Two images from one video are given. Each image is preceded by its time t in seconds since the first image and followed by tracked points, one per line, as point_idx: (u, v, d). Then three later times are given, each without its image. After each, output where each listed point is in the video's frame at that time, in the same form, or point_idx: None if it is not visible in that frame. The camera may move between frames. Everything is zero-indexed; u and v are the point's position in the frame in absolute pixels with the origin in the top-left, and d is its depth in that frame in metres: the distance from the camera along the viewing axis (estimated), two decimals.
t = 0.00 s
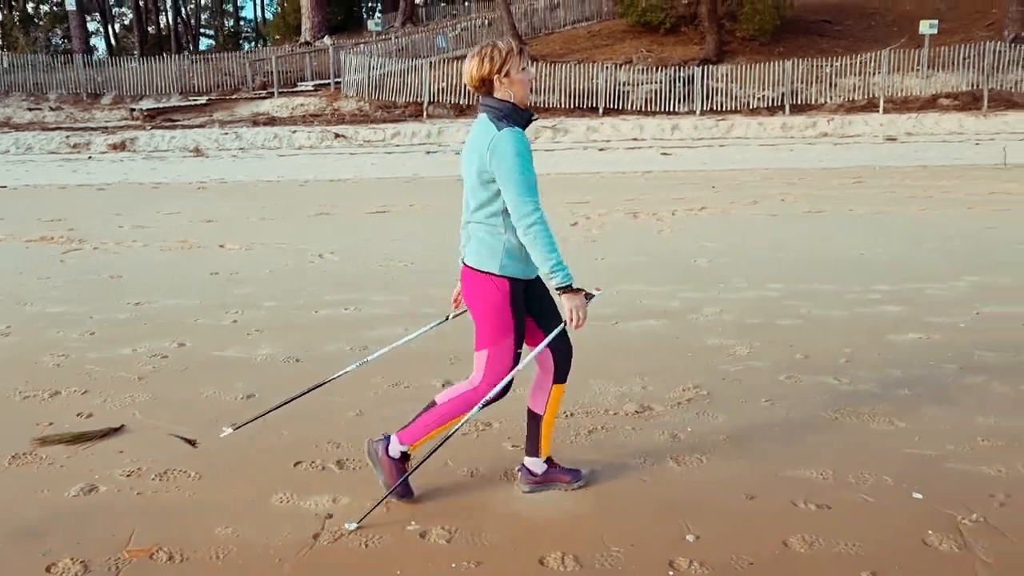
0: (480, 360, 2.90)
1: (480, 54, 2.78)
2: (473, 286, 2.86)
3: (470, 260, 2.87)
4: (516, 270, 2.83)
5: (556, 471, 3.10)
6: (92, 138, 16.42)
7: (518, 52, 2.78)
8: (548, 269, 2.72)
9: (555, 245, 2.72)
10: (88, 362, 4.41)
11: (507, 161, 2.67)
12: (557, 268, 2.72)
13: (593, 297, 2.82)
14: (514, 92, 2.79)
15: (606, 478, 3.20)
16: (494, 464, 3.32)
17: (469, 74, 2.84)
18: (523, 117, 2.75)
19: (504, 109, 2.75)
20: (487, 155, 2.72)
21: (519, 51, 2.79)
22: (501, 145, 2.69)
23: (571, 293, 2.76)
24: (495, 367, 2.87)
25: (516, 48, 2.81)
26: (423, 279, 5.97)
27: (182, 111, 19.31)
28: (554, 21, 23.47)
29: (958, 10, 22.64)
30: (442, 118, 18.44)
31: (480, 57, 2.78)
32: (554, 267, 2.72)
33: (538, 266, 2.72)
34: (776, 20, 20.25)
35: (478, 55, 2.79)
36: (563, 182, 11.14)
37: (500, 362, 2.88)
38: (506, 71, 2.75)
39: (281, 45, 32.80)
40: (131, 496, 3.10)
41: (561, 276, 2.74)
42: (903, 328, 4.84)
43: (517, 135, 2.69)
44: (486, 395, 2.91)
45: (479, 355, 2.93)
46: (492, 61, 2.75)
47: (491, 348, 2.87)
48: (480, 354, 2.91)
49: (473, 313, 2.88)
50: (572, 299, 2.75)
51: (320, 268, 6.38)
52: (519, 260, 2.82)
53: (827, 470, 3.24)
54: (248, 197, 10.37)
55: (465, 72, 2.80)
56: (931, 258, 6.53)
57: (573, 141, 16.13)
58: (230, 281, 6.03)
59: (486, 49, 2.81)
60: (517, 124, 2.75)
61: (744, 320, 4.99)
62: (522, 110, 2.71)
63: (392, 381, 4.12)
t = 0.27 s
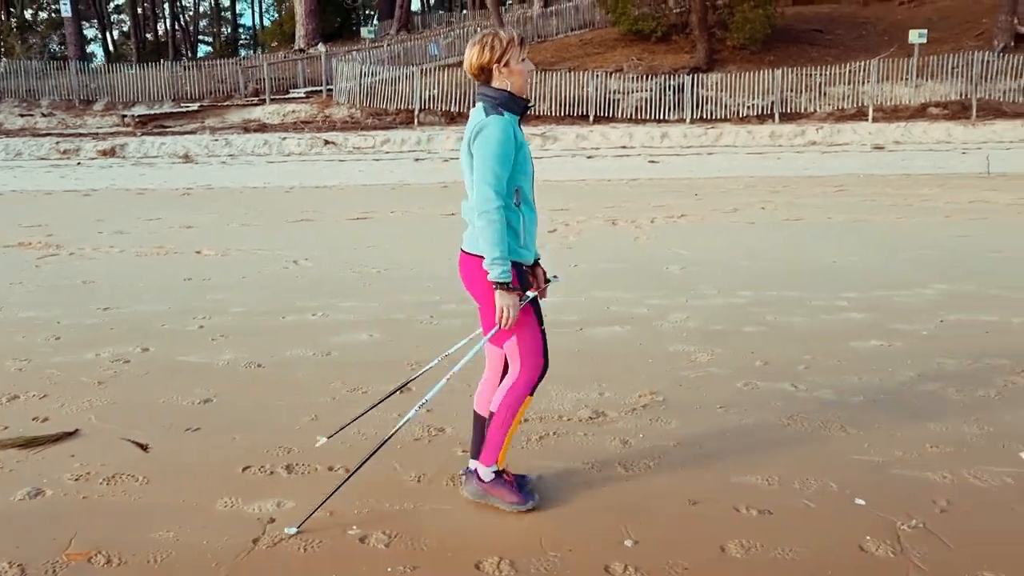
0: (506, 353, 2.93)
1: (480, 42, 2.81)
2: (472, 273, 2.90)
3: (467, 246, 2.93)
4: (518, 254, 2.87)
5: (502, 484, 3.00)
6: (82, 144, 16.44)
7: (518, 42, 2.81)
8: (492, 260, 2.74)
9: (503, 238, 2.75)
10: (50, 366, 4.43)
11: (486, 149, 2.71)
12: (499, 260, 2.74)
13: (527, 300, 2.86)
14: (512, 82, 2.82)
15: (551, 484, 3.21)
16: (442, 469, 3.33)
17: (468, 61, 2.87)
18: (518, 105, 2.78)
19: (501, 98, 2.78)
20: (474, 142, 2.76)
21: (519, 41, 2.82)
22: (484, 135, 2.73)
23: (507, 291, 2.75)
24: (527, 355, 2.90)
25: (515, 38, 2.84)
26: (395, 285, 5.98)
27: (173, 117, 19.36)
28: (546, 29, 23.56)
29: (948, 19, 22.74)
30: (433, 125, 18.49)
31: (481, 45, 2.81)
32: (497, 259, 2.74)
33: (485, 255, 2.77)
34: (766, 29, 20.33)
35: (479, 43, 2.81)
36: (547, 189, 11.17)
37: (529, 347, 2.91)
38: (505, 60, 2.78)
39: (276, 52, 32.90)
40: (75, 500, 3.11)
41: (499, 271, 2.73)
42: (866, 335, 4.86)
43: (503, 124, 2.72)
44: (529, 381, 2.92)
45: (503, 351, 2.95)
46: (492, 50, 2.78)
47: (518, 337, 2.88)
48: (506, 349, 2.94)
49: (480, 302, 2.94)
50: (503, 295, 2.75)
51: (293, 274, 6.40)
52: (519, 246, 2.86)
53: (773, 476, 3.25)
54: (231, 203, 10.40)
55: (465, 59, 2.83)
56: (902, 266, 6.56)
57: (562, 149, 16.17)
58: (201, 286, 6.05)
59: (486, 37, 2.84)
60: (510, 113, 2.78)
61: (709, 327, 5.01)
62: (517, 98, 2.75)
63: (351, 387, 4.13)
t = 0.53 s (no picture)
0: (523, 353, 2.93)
1: (484, 49, 2.84)
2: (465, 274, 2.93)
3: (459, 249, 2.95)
4: (518, 257, 2.91)
5: (591, 479, 3.02)
6: (76, 142, 16.45)
7: (521, 49, 2.85)
8: (457, 256, 2.76)
9: (474, 240, 2.76)
10: (24, 365, 4.44)
11: (480, 149, 2.74)
12: (464, 260, 2.75)
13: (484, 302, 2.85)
14: (515, 89, 2.86)
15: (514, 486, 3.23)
16: (405, 470, 3.35)
17: (472, 67, 2.90)
18: (520, 111, 2.82)
19: (503, 103, 2.82)
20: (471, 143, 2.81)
21: (523, 48, 2.86)
22: (480, 139, 2.76)
23: (464, 290, 2.75)
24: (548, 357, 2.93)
25: (519, 45, 2.88)
26: (375, 285, 6.00)
27: (168, 115, 19.37)
28: (541, 29, 23.58)
29: (944, 20, 22.74)
30: (427, 124, 18.51)
31: (485, 52, 2.84)
32: (462, 257, 2.75)
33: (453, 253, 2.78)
34: (761, 29, 20.33)
35: (483, 49, 2.85)
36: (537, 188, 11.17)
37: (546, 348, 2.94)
38: (508, 67, 2.82)
39: (273, 51, 32.91)
40: (37, 500, 3.12)
41: (461, 269, 2.74)
42: (841, 336, 4.87)
43: (501, 127, 2.77)
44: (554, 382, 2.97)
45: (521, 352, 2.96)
46: (495, 57, 2.81)
47: (531, 336, 2.91)
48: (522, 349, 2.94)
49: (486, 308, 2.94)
50: (460, 295, 2.75)
51: (276, 273, 6.41)
52: (517, 248, 2.90)
53: (734, 478, 3.27)
54: (221, 202, 10.41)
55: (468, 66, 2.86)
56: (883, 267, 6.57)
57: (556, 148, 16.17)
58: (182, 285, 6.06)
59: (490, 44, 2.88)
60: (511, 119, 2.81)
61: (685, 328, 5.01)
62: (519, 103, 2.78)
63: (322, 387, 4.14)
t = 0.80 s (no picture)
0: (546, 366, 2.91)
1: (493, 66, 2.83)
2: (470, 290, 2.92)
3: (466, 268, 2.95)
4: (526, 275, 2.88)
5: (643, 469, 3.01)
6: (71, 141, 16.45)
7: (530, 67, 2.84)
8: (444, 268, 2.77)
9: (464, 253, 2.76)
10: None
11: (483, 167, 2.75)
12: (449, 269, 2.76)
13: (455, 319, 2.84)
14: (524, 106, 2.85)
15: (481, 490, 3.22)
16: (372, 473, 3.35)
17: (481, 84, 2.88)
18: (529, 129, 2.81)
19: (511, 120, 2.81)
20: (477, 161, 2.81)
21: (531, 65, 2.84)
22: (485, 158, 2.77)
23: (444, 301, 2.76)
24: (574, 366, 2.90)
25: (528, 62, 2.86)
26: (357, 287, 5.99)
27: (163, 115, 19.36)
28: (538, 29, 23.57)
29: (941, 20, 22.72)
30: (422, 124, 18.50)
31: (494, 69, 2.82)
32: (447, 269, 2.75)
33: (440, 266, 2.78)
34: (757, 29, 20.32)
35: (491, 66, 2.83)
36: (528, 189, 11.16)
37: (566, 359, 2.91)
38: (517, 85, 2.81)
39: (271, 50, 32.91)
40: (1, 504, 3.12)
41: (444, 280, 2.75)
42: (819, 339, 4.86)
43: (507, 146, 2.76)
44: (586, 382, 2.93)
45: (543, 367, 2.94)
46: (505, 74, 2.80)
47: (551, 349, 2.89)
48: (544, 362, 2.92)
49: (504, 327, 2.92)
50: (436, 305, 2.74)
51: (259, 274, 6.41)
52: (523, 266, 2.87)
53: (700, 483, 3.26)
54: (212, 202, 10.41)
55: (477, 83, 2.85)
56: (867, 268, 6.56)
57: (550, 149, 16.15)
58: (164, 286, 6.05)
59: (499, 61, 2.86)
60: (519, 138, 2.81)
61: (664, 330, 5.00)
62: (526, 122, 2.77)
63: (295, 390, 4.14)
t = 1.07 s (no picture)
0: (572, 366, 2.86)
1: (503, 69, 2.78)
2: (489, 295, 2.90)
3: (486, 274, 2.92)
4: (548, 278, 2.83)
5: (629, 486, 2.99)
6: (65, 141, 16.43)
7: (540, 70, 2.79)
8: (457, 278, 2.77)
9: (475, 263, 2.75)
10: None
11: (495, 176, 2.72)
12: (460, 278, 2.77)
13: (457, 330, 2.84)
14: (534, 110, 2.80)
15: (448, 490, 3.20)
16: (338, 472, 3.33)
17: (491, 88, 2.83)
18: (540, 136, 2.77)
19: (521, 127, 2.76)
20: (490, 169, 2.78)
21: (541, 68, 2.79)
22: (496, 168, 2.74)
23: (450, 311, 2.78)
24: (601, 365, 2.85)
25: (537, 65, 2.81)
26: (339, 285, 5.96)
27: (158, 114, 19.34)
28: (534, 29, 23.56)
29: (937, 20, 22.71)
30: (417, 124, 18.49)
31: (504, 73, 2.77)
32: (460, 280, 2.76)
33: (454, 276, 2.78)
34: (752, 29, 20.30)
35: (502, 70, 2.78)
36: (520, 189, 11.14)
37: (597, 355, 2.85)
38: (528, 89, 2.76)
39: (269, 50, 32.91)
40: None
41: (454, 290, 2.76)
42: (798, 339, 4.83)
43: (518, 154, 2.72)
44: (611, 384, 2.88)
45: (569, 367, 2.89)
46: (515, 78, 2.75)
47: (579, 347, 2.83)
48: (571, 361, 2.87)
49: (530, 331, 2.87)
50: (445, 315, 2.77)
51: (242, 273, 6.38)
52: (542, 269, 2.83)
53: (667, 482, 3.24)
54: (202, 201, 10.38)
55: (487, 87, 2.80)
56: (854, 268, 6.54)
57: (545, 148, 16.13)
58: (146, 286, 6.02)
59: (508, 65, 2.81)
60: (529, 145, 2.77)
61: (644, 330, 4.98)
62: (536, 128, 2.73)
63: (268, 390, 4.12)
